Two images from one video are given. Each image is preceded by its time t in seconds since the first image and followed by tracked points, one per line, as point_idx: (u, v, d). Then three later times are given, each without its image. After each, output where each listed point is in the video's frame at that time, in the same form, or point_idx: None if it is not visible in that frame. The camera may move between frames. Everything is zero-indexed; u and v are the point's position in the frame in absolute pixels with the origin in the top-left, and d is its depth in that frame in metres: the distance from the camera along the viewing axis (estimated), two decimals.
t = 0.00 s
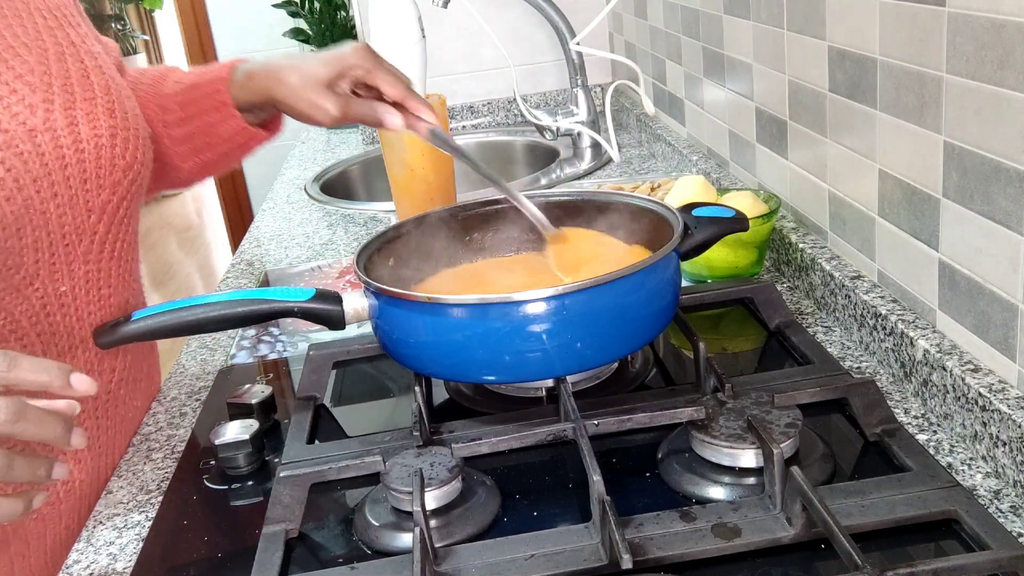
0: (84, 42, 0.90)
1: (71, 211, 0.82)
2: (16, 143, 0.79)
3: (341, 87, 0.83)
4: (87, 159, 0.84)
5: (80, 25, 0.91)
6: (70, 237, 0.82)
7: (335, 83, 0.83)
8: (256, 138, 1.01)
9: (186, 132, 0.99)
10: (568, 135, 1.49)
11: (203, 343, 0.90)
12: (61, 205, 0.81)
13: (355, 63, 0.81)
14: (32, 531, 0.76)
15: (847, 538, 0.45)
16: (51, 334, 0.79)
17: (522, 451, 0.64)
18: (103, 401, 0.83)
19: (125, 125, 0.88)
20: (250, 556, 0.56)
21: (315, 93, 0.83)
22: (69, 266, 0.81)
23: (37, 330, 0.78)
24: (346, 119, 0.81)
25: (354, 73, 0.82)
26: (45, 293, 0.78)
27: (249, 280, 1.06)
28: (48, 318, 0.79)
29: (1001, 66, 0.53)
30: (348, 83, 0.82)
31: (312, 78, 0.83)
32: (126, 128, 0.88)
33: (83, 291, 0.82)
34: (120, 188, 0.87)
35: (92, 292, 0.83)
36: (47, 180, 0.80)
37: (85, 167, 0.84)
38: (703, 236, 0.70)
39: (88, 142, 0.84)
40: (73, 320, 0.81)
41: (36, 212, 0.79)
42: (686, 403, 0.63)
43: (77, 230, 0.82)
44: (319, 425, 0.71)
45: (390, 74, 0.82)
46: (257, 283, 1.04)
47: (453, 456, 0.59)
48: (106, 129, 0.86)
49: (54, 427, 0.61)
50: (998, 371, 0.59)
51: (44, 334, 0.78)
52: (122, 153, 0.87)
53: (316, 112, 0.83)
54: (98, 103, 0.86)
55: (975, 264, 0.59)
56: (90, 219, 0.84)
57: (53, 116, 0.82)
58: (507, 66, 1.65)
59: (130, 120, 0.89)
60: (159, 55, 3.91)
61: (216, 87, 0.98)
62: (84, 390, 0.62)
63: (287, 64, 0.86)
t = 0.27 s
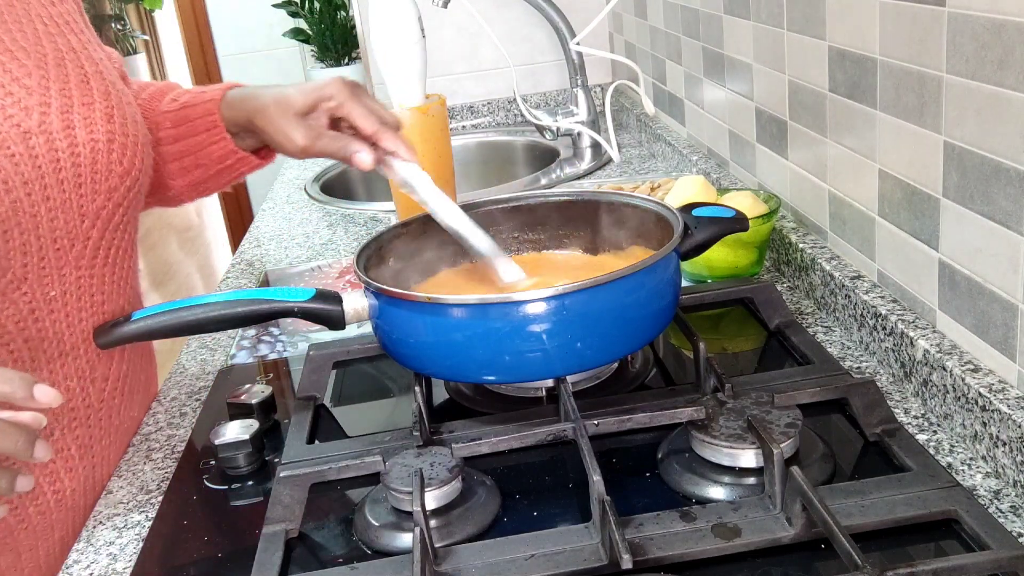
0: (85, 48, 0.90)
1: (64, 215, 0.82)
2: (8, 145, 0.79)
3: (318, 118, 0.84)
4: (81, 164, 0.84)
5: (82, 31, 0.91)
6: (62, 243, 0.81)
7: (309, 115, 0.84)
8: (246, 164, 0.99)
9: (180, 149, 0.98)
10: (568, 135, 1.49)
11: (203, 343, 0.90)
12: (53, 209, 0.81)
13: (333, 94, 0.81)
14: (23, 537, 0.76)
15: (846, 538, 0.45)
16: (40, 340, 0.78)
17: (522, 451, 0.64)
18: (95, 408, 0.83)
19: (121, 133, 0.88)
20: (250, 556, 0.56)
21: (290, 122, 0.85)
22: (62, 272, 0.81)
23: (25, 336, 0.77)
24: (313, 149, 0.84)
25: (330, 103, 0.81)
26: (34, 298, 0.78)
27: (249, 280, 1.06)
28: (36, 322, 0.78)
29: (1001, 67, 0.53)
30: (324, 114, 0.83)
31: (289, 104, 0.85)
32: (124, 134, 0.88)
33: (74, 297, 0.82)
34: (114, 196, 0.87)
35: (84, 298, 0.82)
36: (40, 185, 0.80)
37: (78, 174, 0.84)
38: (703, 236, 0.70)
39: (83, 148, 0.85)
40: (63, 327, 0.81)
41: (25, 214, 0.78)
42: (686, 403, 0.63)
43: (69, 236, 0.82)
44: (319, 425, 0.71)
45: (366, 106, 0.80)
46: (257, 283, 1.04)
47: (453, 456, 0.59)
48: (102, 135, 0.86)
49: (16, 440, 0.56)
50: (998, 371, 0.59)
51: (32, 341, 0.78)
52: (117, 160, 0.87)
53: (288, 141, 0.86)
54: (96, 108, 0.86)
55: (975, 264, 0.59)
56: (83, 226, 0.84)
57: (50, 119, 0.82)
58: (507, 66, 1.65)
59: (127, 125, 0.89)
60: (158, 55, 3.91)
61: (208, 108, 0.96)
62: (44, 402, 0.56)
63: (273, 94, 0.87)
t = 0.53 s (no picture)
0: (84, 43, 0.90)
1: (62, 210, 0.81)
2: (7, 141, 0.78)
3: (296, 60, 0.94)
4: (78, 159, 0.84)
5: (82, 28, 0.91)
6: (61, 236, 0.81)
7: (290, 57, 0.94)
8: (227, 95, 1.06)
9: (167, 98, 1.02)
10: (568, 135, 1.49)
11: (203, 343, 0.90)
12: (51, 203, 0.80)
13: (312, 42, 0.92)
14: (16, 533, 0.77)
15: (846, 537, 0.45)
16: (37, 334, 0.78)
17: (523, 451, 0.64)
18: (94, 406, 0.82)
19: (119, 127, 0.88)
20: (251, 556, 0.56)
21: (273, 64, 0.95)
22: (60, 266, 0.81)
23: (21, 330, 0.77)
24: (292, 91, 0.95)
25: (309, 50, 0.92)
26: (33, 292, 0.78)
27: (249, 280, 1.06)
28: (32, 317, 0.78)
29: (1001, 66, 0.53)
30: (303, 59, 0.94)
31: (273, 48, 0.95)
32: (121, 128, 0.88)
33: (73, 290, 0.81)
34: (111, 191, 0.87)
35: (82, 293, 0.82)
36: (37, 180, 0.80)
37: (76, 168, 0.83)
38: (703, 236, 0.70)
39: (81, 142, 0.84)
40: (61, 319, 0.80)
41: (24, 209, 0.78)
42: (686, 403, 0.63)
43: (68, 229, 0.82)
44: (319, 425, 0.71)
45: (342, 57, 0.91)
46: (257, 283, 1.04)
47: (453, 456, 0.59)
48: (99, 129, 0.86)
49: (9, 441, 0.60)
50: (997, 371, 0.59)
51: (28, 336, 0.77)
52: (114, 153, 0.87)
53: (269, 80, 0.96)
54: (92, 103, 0.86)
55: (975, 264, 0.59)
56: (83, 220, 0.83)
57: (48, 113, 0.82)
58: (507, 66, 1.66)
59: (124, 120, 0.89)
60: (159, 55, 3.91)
61: (185, 49, 1.01)
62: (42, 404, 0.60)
63: (250, 32, 0.97)
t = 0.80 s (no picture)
0: (81, 48, 0.90)
1: (67, 210, 0.81)
2: (13, 140, 0.78)
3: (348, 121, 0.83)
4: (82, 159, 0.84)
5: (76, 32, 0.91)
6: (67, 236, 0.81)
7: (339, 120, 0.83)
8: (266, 169, 0.99)
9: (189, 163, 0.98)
10: (567, 135, 1.49)
11: (203, 343, 0.90)
12: (57, 203, 0.81)
13: (361, 100, 0.81)
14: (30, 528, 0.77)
15: (846, 537, 0.45)
16: (46, 331, 0.79)
17: (523, 451, 0.64)
18: (100, 400, 0.83)
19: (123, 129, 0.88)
20: (250, 556, 0.56)
21: (323, 125, 0.84)
22: (65, 266, 0.81)
23: (31, 328, 0.78)
24: (347, 151, 0.84)
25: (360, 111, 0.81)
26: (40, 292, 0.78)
27: (249, 280, 1.06)
28: (41, 316, 0.78)
29: (1001, 66, 0.53)
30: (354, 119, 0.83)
31: (321, 111, 0.84)
32: (124, 131, 0.88)
33: (77, 290, 0.82)
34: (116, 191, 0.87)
35: (85, 292, 0.83)
36: (43, 181, 0.80)
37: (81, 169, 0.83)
38: (703, 236, 0.70)
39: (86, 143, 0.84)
40: (67, 319, 0.81)
41: (31, 207, 0.78)
42: (686, 403, 0.63)
43: (73, 229, 0.82)
44: (319, 425, 0.71)
45: (395, 113, 0.81)
46: (257, 283, 1.04)
47: (453, 456, 0.59)
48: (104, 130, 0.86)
49: (42, 416, 0.60)
50: (997, 371, 0.59)
51: (39, 333, 0.78)
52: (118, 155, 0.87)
53: (320, 142, 0.85)
54: (95, 105, 0.86)
55: (975, 264, 0.59)
56: (88, 220, 0.84)
57: (52, 114, 0.82)
58: (507, 66, 1.66)
59: (126, 123, 0.89)
60: (159, 56, 3.91)
61: (230, 114, 0.96)
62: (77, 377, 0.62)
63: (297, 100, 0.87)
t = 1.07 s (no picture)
0: (79, 46, 0.89)
1: (64, 208, 0.81)
2: (11, 139, 0.78)
3: (278, 79, 0.92)
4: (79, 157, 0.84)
5: (74, 30, 0.90)
6: (64, 234, 0.81)
7: (270, 76, 0.92)
8: (204, 117, 1.06)
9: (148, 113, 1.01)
10: (567, 135, 1.49)
11: (203, 343, 0.90)
12: (54, 201, 0.81)
13: (293, 60, 0.92)
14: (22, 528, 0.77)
15: (846, 537, 0.45)
16: (41, 330, 0.79)
17: (523, 451, 0.64)
18: (98, 402, 0.84)
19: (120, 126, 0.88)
20: (250, 556, 0.56)
21: (253, 80, 0.92)
22: (62, 264, 0.81)
23: (27, 325, 0.78)
24: (273, 107, 0.92)
25: (290, 69, 0.92)
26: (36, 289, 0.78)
27: (249, 280, 1.06)
28: (37, 314, 0.78)
29: (1001, 66, 0.53)
30: (285, 77, 0.92)
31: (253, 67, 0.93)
32: (120, 129, 0.88)
33: (74, 287, 0.82)
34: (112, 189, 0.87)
35: (82, 290, 0.83)
36: (40, 179, 0.80)
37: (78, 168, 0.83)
38: (703, 236, 0.70)
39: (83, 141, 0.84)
40: (63, 317, 0.81)
41: (28, 206, 0.78)
42: (686, 403, 0.63)
43: (70, 227, 0.82)
44: (319, 425, 0.71)
45: (323, 74, 0.92)
46: (257, 283, 1.04)
47: (453, 457, 0.59)
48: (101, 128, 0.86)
49: (40, 421, 0.56)
50: (997, 371, 0.59)
51: (34, 331, 0.78)
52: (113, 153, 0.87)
53: (246, 95, 0.94)
54: (92, 103, 0.86)
55: (975, 264, 0.59)
56: (85, 218, 0.84)
57: (49, 113, 0.82)
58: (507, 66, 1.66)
59: (123, 121, 0.89)
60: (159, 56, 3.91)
61: (163, 69, 1.01)
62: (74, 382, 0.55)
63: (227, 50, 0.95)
